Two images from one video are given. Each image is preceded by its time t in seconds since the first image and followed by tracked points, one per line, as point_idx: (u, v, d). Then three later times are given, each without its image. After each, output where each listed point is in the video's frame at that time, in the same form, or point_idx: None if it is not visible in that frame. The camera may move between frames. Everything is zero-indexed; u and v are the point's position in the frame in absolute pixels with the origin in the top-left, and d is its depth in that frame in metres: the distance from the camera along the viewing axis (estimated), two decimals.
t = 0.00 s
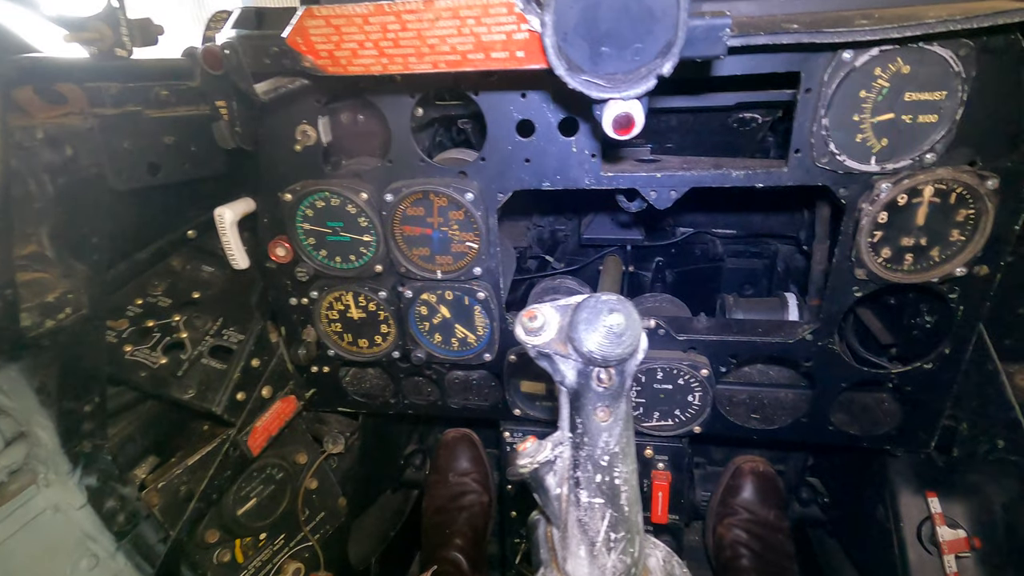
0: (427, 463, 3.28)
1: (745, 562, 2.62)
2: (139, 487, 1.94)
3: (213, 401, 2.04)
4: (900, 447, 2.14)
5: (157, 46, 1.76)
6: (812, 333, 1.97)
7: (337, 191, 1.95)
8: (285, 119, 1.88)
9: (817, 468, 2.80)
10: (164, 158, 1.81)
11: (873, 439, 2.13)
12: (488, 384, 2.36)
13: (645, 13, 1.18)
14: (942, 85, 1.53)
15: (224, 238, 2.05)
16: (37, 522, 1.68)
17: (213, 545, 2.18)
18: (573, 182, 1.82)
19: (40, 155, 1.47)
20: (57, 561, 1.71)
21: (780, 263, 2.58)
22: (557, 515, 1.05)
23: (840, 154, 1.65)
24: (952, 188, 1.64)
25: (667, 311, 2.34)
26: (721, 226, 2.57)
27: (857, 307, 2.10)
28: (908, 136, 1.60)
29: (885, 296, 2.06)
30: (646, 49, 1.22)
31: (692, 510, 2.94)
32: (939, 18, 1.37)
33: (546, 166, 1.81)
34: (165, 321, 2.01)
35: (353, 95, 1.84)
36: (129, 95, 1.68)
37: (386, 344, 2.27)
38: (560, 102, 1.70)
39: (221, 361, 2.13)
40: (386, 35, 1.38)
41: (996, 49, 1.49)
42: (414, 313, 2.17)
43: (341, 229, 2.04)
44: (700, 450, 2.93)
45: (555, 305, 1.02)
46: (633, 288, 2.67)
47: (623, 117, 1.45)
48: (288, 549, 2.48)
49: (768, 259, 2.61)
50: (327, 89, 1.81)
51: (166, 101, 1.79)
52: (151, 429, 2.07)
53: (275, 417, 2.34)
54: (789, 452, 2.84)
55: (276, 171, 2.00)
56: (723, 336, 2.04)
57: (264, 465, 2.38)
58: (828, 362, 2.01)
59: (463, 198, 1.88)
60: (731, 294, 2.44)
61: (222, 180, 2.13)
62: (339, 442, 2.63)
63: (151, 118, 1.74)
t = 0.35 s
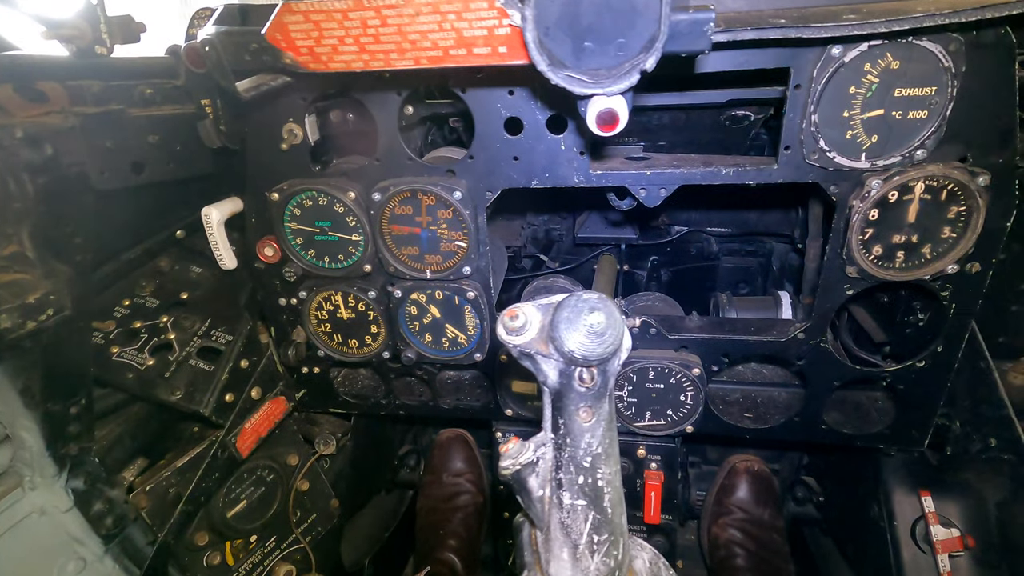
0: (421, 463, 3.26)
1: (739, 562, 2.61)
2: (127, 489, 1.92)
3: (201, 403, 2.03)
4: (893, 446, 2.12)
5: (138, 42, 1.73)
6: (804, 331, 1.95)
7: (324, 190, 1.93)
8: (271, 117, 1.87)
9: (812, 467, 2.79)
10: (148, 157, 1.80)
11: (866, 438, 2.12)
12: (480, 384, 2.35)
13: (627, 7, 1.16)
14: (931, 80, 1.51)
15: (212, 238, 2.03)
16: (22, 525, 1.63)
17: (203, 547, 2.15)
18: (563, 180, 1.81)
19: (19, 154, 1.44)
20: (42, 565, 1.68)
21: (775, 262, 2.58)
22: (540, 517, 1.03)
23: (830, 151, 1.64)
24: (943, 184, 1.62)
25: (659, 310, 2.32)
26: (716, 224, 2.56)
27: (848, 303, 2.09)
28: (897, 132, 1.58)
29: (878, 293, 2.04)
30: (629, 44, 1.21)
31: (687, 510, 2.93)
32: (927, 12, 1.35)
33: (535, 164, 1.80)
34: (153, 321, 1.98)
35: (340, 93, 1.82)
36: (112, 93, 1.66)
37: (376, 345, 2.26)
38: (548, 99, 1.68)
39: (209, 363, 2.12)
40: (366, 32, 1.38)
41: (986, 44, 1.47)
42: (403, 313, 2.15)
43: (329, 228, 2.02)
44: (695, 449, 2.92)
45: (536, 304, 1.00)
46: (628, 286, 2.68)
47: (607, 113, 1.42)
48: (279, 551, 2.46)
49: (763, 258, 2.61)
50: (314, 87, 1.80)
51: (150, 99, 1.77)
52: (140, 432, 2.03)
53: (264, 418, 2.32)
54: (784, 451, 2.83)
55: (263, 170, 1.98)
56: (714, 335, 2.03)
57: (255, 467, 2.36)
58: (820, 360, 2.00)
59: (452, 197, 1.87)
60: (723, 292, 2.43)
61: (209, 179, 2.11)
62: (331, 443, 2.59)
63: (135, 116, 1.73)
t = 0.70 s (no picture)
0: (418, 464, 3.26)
1: (736, 562, 2.60)
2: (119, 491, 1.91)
3: (193, 404, 2.04)
4: (889, 446, 2.11)
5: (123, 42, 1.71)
6: (799, 331, 1.94)
7: (316, 190, 1.92)
8: (262, 117, 1.86)
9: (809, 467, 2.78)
10: (138, 157, 1.79)
11: (862, 438, 2.10)
12: (475, 385, 2.34)
13: (615, 5, 1.16)
14: (925, 78, 1.50)
15: (203, 239, 2.02)
16: (14, 528, 1.60)
17: (196, 550, 2.14)
18: (555, 179, 1.80)
19: (5, 154, 1.43)
20: (32, 568, 1.65)
21: (772, 261, 2.56)
22: (527, 519, 1.02)
23: (824, 149, 1.63)
24: (937, 183, 1.61)
25: (655, 310, 2.30)
26: (713, 223, 2.55)
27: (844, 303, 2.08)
28: (891, 131, 1.57)
29: (874, 293, 2.04)
30: (618, 42, 1.20)
31: (684, 510, 2.92)
32: (919, 9, 1.35)
33: (527, 164, 1.79)
34: (145, 322, 1.96)
35: (331, 92, 1.81)
36: (100, 94, 1.66)
37: (370, 345, 2.24)
38: (540, 98, 1.67)
39: (201, 364, 2.11)
40: (352, 30, 1.37)
41: (980, 41, 1.46)
42: (396, 314, 2.14)
43: (321, 228, 2.01)
44: (692, 449, 2.91)
45: (523, 304, 0.99)
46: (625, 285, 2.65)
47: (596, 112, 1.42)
48: (273, 553, 2.45)
49: (761, 257, 2.59)
50: (305, 87, 1.79)
51: (140, 100, 1.78)
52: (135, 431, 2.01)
53: (257, 419, 2.32)
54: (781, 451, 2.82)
55: (254, 170, 1.97)
56: (709, 334, 2.02)
57: (248, 469, 2.36)
58: (815, 360, 1.99)
59: (444, 197, 1.85)
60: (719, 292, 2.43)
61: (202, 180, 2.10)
62: (325, 444, 2.57)
63: (124, 116, 1.73)
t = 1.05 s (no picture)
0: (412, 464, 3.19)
1: (729, 561, 2.60)
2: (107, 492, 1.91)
3: (181, 405, 2.03)
4: (880, 445, 2.10)
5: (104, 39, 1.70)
6: (789, 329, 1.94)
7: (304, 189, 1.91)
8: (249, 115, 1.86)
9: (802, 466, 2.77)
10: (123, 156, 1.78)
11: (853, 436, 2.11)
12: (467, 384, 2.33)
13: None
14: (912, 74, 1.50)
15: (191, 239, 2.00)
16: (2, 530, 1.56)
17: (186, 551, 2.13)
18: (544, 177, 1.79)
19: None
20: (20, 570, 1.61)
21: (767, 260, 2.55)
22: (509, 519, 1.01)
23: (812, 146, 1.62)
24: (926, 179, 1.61)
25: (647, 309, 2.29)
26: (707, 222, 2.54)
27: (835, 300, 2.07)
28: (879, 127, 1.57)
29: (866, 289, 2.01)
30: (600, 37, 1.20)
31: (678, 509, 2.91)
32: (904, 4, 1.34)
33: (515, 162, 1.78)
34: (132, 323, 1.93)
35: (318, 90, 1.80)
36: (83, 92, 1.65)
37: (360, 345, 2.23)
38: (528, 95, 1.67)
39: (189, 364, 2.10)
40: (333, 26, 1.37)
41: (967, 37, 1.46)
42: (386, 313, 2.13)
43: (310, 228, 2.00)
44: (686, 448, 2.90)
45: (504, 302, 0.98)
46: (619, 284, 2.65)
47: (578, 108, 1.42)
48: (264, 554, 2.44)
49: (755, 255, 2.57)
50: (292, 85, 1.78)
51: (126, 98, 1.76)
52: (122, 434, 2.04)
53: (247, 419, 2.31)
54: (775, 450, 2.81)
55: (241, 169, 1.96)
56: (699, 333, 2.01)
57: (239, 469, 2.34)
58: (805, 358, 1.98)
59: (432, 195, 1.85)
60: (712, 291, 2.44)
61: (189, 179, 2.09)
62: (316, 445, 2.56)
63: (109, 115, 1.71)
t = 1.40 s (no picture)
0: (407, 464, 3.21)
1: (726, 560, 2.59)
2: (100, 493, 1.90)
3: (173, 405, 2.01)
4: (876, 443, 2.09)
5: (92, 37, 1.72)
6: (784, 327, 1.92)
7: (295, 187, 1.90)
8: (239, 113, 1.84)
9: (799, 465, 2.76)
10: (112, 155, 1.77)
11: (849, 434, 2.09)
12: (462, 383, 2.32)
13: None
14: (906, 70, 1.49)
15: (182, 238, 1.99)
16: None
17: (179, 552, 2.12)
18: (536, 175, 1.78)
19: None
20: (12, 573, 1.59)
21: (763, 258, 2.53)
22: (496, 519, 1.00)
23: (805, 143, 1.61)
24: (920, 176, 1.60)
25: (641, 308, 2.27)
26: (704, 220, 2.54)
27: (830, 297, 2.08)
28: (872, 123, 1.56)
29: (861, 287, 2.01)
30: (588, 32, 1.18)
31: (675, 508, 2.90)
32: None
33: (507, 159, 1.77)
34: (124, 323, 1.95)
35: (308, 88, 1.79)
36: (71, 90, 1.64)
37: (353, 345, 2.22)
38: (519, 92, 1.66)
39: (180, 364, 2.08)
40: (318, 22, 1.37)
41: (960, 32, 1.45)
42: (379, 312, 2.12)
43: (301, 227, 1.99)
44: (683, 447, 2.89)
45: (491, 300, 0.97)
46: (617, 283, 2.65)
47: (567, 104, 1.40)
48: (258, 555, 2.43)
49: (751, 254, 2.56)
50: (282, 82, 1.77)
51: (115, 96, 1.75)
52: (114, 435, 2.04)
53: (240, 419, 2.28)
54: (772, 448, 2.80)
55: (231, 167, 1.95)
56: (694, 331, 2.00)
57: (233, 470, 2.33)
58: (800, 356, 1.97)
59: (424, 193, 1.84)
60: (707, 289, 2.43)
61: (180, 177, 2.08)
62: (311, 445, 2.55)
63: (97, 113, 1.70)
